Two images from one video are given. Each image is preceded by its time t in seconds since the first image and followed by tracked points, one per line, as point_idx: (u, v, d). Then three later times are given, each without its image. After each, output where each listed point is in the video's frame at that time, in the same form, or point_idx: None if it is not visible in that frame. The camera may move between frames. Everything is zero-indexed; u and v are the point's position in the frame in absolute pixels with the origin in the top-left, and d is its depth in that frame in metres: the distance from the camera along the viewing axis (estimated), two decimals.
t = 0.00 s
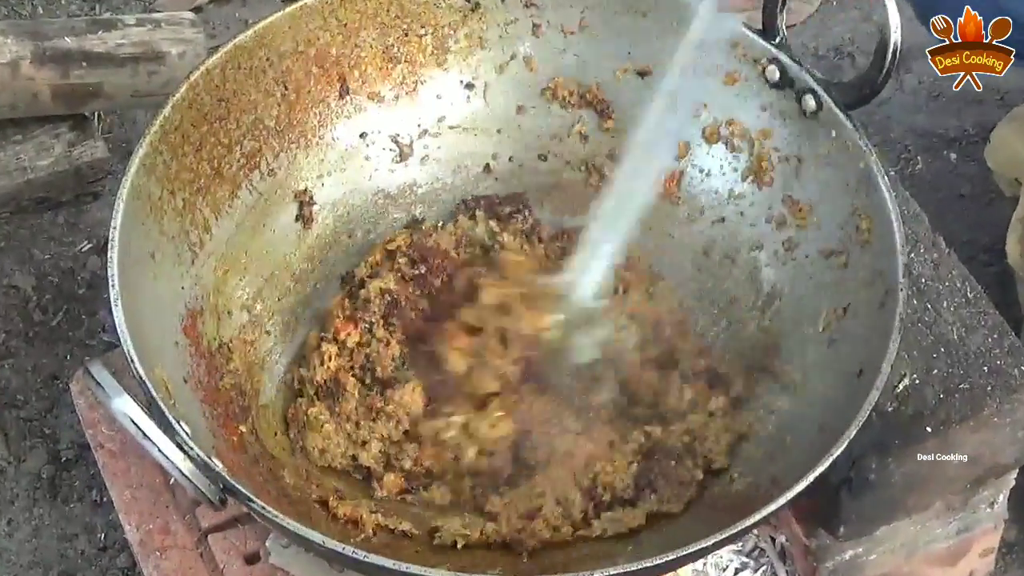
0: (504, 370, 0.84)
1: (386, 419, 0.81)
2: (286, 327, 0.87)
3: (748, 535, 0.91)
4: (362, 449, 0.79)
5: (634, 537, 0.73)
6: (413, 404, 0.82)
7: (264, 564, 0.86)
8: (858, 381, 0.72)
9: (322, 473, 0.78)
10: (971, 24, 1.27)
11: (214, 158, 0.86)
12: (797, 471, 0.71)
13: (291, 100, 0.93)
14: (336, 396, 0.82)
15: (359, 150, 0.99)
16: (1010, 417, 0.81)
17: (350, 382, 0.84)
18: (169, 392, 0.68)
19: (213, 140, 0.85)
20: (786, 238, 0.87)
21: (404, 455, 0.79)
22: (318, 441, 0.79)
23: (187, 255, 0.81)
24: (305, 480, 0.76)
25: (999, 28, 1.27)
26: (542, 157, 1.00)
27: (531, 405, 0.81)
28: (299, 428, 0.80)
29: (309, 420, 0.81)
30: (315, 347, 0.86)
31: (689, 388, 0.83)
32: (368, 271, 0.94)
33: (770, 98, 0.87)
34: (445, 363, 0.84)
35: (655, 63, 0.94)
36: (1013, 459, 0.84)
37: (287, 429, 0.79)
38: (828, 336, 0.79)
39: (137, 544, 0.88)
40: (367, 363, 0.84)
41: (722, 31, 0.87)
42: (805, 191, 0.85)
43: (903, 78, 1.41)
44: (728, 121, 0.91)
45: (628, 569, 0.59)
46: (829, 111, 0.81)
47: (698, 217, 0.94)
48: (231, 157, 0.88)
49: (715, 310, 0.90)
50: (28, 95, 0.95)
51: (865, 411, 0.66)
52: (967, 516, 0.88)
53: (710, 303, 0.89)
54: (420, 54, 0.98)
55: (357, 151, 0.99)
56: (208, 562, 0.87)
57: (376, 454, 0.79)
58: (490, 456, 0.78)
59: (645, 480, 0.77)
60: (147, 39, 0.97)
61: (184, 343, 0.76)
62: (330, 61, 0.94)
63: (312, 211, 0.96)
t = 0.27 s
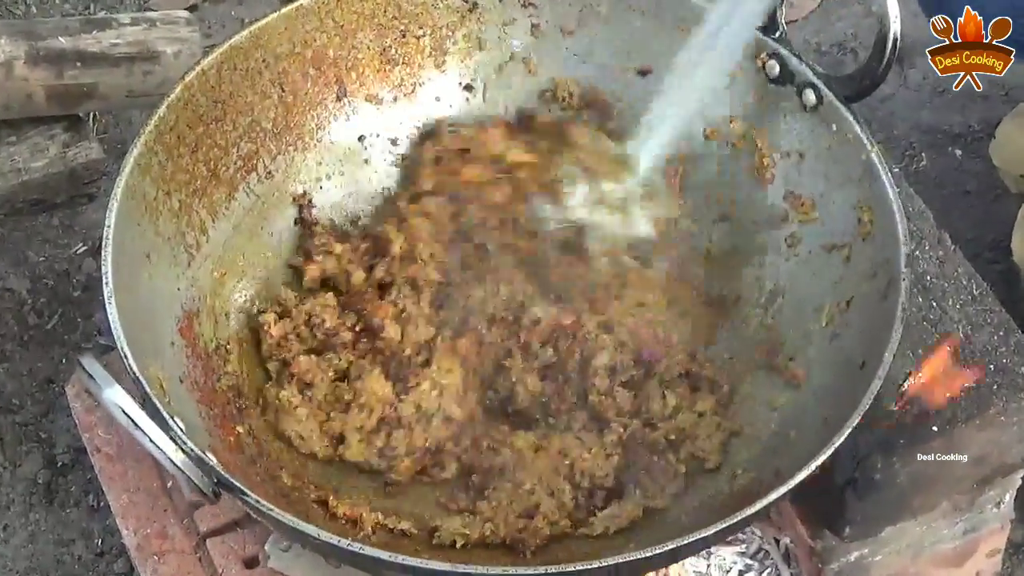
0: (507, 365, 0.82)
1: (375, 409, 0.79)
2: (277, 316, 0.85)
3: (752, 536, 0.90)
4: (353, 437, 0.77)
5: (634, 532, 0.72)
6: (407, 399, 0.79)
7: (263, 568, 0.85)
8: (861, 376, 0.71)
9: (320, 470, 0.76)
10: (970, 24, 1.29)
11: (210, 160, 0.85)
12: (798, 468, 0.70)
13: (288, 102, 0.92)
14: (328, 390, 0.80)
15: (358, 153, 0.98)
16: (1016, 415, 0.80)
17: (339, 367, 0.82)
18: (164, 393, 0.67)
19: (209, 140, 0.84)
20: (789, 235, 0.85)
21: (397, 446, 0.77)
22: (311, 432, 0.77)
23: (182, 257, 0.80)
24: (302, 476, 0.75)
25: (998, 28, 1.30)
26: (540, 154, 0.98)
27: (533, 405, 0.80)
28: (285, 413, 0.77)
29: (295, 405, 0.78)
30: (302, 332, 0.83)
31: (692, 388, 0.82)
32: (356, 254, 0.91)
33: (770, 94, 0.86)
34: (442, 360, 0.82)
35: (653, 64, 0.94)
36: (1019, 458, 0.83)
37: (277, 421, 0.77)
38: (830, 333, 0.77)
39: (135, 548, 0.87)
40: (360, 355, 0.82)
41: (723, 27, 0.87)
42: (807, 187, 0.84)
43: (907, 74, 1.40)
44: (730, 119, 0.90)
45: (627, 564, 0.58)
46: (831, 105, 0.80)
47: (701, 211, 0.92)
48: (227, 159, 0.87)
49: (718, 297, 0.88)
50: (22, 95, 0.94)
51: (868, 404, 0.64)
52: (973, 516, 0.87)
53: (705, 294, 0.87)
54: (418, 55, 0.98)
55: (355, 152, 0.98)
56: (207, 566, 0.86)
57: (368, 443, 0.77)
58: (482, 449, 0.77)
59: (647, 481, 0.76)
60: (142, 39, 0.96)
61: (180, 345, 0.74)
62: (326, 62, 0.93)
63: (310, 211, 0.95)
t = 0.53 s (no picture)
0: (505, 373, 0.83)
1: (378, 417, 0.79)
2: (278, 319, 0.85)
3: (753, 539, 0.90)
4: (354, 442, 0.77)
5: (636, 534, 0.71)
6: (410, 404, 0.80)
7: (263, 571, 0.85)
8: (861, 379, 0.71)
9: (319, 471, 0.75)
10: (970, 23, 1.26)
11: (210, 162, 0.85)
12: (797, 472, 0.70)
13: (287, 104, 0.92)
14: (329, 394, 0.80)
15: (358, 156, 0.98)
16: (1015, 419, 0.80)
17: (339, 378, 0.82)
18: (163, 396, 0.67)
19: (209, 143, 0.84)
20: (788, 238, 0.86)
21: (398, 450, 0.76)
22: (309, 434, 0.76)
23: (182, 259, 0.80)
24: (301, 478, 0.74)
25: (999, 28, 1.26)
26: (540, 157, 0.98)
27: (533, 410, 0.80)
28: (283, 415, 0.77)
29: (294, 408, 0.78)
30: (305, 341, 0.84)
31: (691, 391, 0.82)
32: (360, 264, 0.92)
33: (770, 97, 0.86)
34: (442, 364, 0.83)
35: (654, 66, 0.94)
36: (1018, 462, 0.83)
37: (276, 424, 0.77)
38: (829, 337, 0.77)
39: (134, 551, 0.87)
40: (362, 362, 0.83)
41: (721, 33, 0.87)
42: (807, 190, 0.84)
43: (907, 76, 1.40)
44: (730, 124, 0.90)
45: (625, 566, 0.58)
46: (831, 108, 0.80)
47: (701, 217, 0.93)
48: (227, 162, 0.88)
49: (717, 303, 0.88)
50: (22, 98, 0.94)
51: (867, 405, 0.64)
52: (972, 519, 0.86)
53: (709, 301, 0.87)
54: (417, 58, 0.99)
55: (357, 155, 0.98)
56: (207, 569, 0.86)
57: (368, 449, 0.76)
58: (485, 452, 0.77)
59: (646, 484, 0.76)
60: (142, 42, 0.96)
61: (179, 348, 0.74)
62: (326, 65, 0.94)
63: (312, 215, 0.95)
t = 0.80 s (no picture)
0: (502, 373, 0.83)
1: (377, 419, 0.80)
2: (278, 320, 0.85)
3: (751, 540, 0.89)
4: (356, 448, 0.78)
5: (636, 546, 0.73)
6: (408, 405, 0.81)
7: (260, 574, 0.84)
8: (861, 384, 0.70)
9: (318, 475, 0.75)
10: (971, 22, 1.27)
11: (206, 163, 0.85)
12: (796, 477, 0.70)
13: (284, 103, 0.92)
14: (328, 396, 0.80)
15: (354, 155, 0.99)
16: (1013, 419, 0.80)
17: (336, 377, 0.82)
18: (162, 400, 0.67)
19: (206, 144, 0.84)
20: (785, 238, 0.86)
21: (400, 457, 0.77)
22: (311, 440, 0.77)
23: (180, 261, 0.80)
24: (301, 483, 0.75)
25: (998, 28, 1.28)
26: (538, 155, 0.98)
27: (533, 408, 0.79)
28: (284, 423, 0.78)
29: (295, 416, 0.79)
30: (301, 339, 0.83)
31: (689, 392, 0.82)
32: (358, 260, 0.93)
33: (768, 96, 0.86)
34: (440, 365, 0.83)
35: (651, 63, 0.93)
36: (1016, 462, 0.83)
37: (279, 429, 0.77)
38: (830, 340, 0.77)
39: (132, 554, 0.87)
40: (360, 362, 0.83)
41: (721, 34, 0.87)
42: (804, 190, 0.84)
43: (905, 75, 1.40)
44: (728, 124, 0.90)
45: None
46: (830, 110, 0.80)
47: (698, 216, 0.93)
48: (224, 162, 0.87)
49: (714, 296, 0.87)
50: (19, 100, 0.94)
51: (868, 415, 0.64)
52: (971, 519, 0.87)
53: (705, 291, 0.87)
54: (414, 54, 0.98)
55: (354, 155, 0.99)
56: (204, 572, 0.86)
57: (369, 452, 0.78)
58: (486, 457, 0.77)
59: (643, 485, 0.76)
60: (139, 43, 0.96)
61: (177, 350, 0.74)
62: (322, 63, 0.93)
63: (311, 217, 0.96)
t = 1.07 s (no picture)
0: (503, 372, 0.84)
1: (377, 412, 0.79)
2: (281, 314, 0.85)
3: (749, 539, 0.88)
4: (352, 439, 0.77)
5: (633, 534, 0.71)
6: (409, 399, 0.80)
7: (260, 570, 0.84)
8: (858, 378, 0.71)
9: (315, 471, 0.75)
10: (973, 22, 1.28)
11: (207, 161, 0.85)
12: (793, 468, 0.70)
13: (285, 103, 0.92)
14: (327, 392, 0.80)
15: (356, 155, 0.98)
16: (1013, 418, 0.80)
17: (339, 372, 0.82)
18: (161, 394, 0.67)
19: (206, 142, 0.84)
20: (787, 236, 0.86)
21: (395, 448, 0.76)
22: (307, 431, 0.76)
23: (180, 258, 0.80)
24: (297, 476, 0.74)
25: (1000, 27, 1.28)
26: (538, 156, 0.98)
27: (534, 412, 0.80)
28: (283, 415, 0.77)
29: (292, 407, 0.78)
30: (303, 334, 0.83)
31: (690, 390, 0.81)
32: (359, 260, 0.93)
33: (771, 95, 0.86)
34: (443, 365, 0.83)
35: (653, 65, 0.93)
36: (1016, 462, 0.83)
37: (275, 421, 0.77)
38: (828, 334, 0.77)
39: (131, 549, 0.87)
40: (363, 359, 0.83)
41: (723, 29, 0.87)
42: (806, 189, 0.84)
43: (906, 76, 1.40)
44: (731, 124, 0.91)
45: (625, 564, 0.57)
46: (829, 107, 0.80)
47: (700, 214, 0.93)
48: (225, 161, 0.88)
49: (714, 298, 0.87)
50: (20, 96, 0.94)
51: (864, 404, 0.64)
52: (971, 518, 0.86)
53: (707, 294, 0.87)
54: (415, 57, 0.98)
55: (353, 156, 0.98)
56: (204, 568, 0.86)
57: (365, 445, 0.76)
58: (484, 450, 0.77)
59: (643, 483, 0.76)
60: (141, 40, 0.96)
61: (177, 347, 0.75)
62: (324, 64, 0.93)
63: (314, 211, 0.95)
